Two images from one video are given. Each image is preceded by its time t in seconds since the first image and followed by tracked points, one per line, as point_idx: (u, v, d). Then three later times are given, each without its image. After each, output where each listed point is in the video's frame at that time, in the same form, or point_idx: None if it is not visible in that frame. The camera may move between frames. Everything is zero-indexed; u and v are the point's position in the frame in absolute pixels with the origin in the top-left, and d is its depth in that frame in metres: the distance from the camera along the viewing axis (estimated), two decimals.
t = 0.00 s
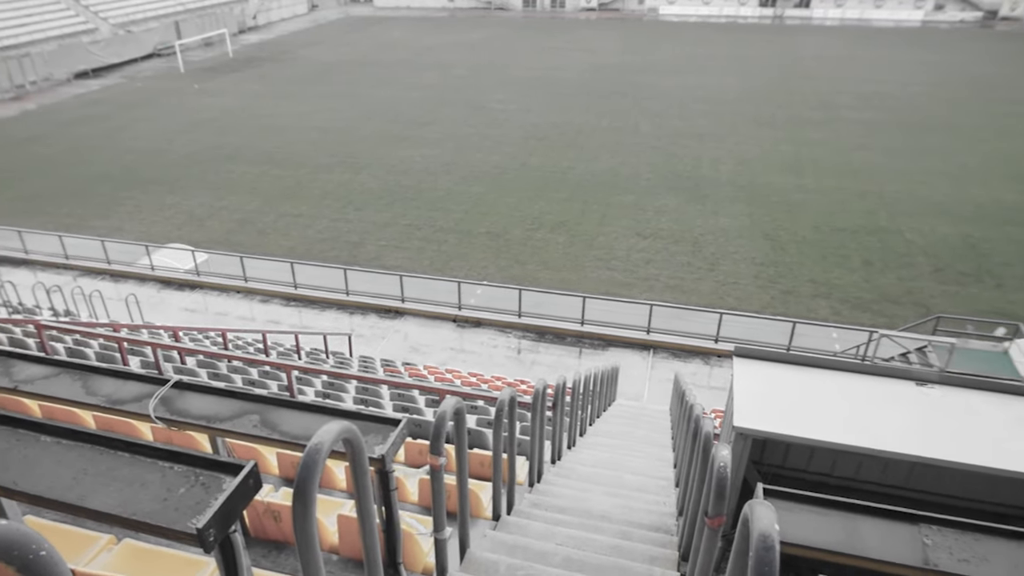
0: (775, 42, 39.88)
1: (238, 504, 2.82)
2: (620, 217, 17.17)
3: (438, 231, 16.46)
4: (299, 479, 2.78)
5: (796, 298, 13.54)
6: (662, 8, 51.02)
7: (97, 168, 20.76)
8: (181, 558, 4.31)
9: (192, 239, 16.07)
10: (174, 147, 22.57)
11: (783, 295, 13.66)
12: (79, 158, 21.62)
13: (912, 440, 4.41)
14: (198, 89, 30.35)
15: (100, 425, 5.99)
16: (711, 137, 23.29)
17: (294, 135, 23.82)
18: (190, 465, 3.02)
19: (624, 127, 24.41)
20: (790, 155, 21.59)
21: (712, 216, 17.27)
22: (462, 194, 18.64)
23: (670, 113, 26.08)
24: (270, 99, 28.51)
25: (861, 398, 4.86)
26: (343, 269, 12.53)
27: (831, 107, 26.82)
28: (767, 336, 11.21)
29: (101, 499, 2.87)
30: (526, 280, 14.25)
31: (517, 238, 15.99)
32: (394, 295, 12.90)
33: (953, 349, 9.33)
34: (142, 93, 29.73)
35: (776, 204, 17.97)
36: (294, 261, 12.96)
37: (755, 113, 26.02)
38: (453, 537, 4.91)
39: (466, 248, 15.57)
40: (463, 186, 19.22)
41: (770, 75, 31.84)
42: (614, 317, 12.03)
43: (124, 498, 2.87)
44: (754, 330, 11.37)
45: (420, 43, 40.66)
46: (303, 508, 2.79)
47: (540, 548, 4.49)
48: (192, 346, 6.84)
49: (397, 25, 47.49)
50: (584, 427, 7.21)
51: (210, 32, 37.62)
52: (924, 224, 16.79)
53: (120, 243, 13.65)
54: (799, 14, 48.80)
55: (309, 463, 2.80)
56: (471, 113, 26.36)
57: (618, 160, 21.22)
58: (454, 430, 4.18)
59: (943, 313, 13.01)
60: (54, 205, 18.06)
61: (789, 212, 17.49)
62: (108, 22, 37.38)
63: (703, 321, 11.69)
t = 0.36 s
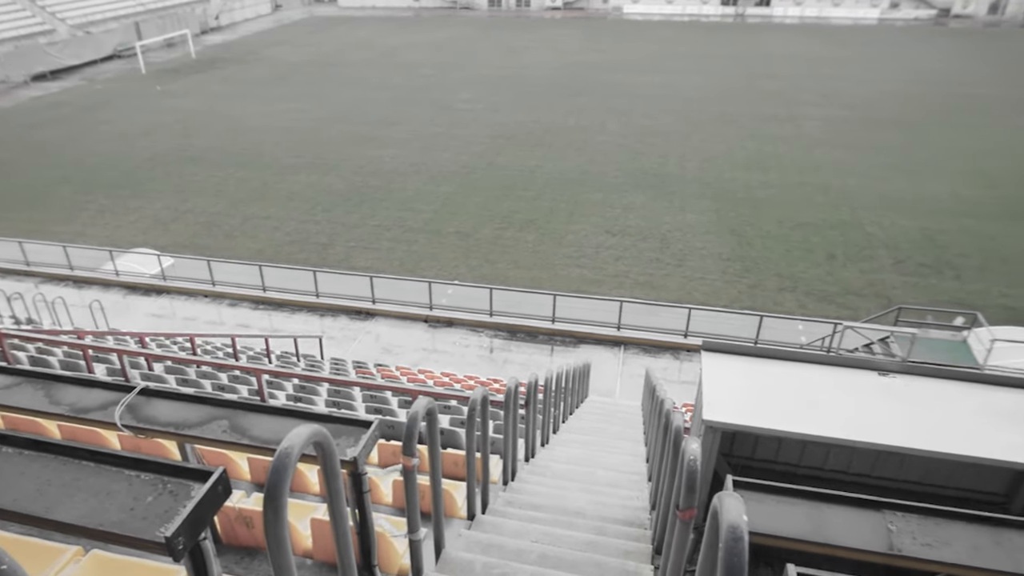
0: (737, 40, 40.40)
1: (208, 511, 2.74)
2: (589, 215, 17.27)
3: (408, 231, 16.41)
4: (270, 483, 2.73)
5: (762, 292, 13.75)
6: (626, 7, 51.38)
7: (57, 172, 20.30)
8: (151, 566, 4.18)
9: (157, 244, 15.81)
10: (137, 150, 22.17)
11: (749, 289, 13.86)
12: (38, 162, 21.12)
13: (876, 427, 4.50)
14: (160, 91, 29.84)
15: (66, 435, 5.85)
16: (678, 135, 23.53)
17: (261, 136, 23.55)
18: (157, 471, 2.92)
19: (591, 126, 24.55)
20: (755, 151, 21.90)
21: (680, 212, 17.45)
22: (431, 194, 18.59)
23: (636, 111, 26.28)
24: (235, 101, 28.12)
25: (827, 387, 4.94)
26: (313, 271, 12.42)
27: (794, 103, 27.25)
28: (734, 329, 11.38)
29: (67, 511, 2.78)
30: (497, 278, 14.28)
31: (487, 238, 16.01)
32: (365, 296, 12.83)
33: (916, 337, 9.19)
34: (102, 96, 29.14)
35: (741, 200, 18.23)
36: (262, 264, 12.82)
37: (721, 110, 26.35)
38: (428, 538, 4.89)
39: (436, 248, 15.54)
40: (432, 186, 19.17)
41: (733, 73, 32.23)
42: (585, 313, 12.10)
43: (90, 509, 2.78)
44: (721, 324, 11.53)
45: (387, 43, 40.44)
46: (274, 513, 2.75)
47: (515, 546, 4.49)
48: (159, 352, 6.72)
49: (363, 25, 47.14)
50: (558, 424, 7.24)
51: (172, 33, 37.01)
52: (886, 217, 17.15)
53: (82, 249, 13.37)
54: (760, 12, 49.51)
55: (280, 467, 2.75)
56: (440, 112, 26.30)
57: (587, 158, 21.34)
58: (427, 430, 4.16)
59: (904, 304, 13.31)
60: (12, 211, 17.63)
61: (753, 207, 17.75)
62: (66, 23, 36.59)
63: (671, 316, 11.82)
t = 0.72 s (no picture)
0: (699, 39, 40.84)
1: (177, 518, 2.66)
2: (557, 213, 17.34)
3: (376, 232, 16.33)
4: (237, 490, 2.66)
5: (729, 287, 13.93)
6: (590, 6, 51.63)
7: (14, 177, 19.80)
8: None
9: (121, 249, 15.53)
10: (97, 154, 21.73)
11: (716, 284, 14.03)
12: None
13: (840, 417, 4.58)
14: (120, 93, 29.28)
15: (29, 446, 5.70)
16: (645, 132, 23.73)
17: (227, 138, 23.25)
18: (122, 479, 2.83)
19: (556, 124, 24.65)
20: (719, 147, 22.18)
21: (647, 209, 17.61)
22: (399, 194, 18.50)
23: (602, 109, 26.45)
24: (199, 102, 27.70)
25: (793, 378, 5.01)
26: (281, 274, 12.29)
27: (757, 100, 27.64)
28: (703, 324, 11.51)
29: (30, 524, 2.69)
30: (468, 278, 14.27)
31: (456, 237, 15.99)
32: (334, 298, 12.73)
33: (877, 327, 9.27)
34: (60, 98, 28.50)
35: (704, 196, 18.43)
36: (230, 268, 12.66)
37: (687, 108, 26.63)
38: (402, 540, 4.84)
39: (405, 249, 15.49)
40: (400, 186, 19.10)
41: (696, 71, 32.58)
42: (555, 311, 12.15)
43: (54, 521, 2.69)
44: (689, 319, 11.65)
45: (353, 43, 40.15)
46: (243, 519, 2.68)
47: (489, 545, 4.48)
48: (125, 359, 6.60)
49: (326, 25, 46.71)
50: (530, 422, 7.26)
51: (131, 34, 36.34)
52: (848, 211, 17.48)
53: (42, 254, 13.07)
54: (721, 11, 50.08)
55: (248, 473, 2.68)
56: (407, 112, 26.20)
57: (555, 156, 21.42)
58: (399, 432, 4.13)
59: (865, 296, 13.59)
60: None
61: (718, 203, 17.98)
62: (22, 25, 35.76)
63: (641, 312, 11.92)
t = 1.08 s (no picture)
0: (663, 37, 41.19)
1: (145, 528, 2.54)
2: (526, 212, 17.38)
3: (345, 233, 16.23)
4: (207, 498, 2.55)
5: (696, 282, 14.10)
6: (555, 5, 51.73)
7: None
8: None
9: (83, 254, 15.23)
10: (57, 158, 21.27)
11: (685, 280, 14.19)
12: None
13: (806, 407, 4.66)
14: (79, 96, 28.67)
15: None
16: (612, 130, 23.89)
17: (192, 140, 22.92)
18: (87, 489, 2.69)
19: (523, 123, 24.71)
20: (685, 145, 22.42)
21: (614, 207, 17.74)
22: (367, 195, 18.41)
23: (570, 108, 26.57)
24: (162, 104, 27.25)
25: (760, 371, 5.08)
26: (249, 277, 12.16)
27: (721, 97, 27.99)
28: (672, 319, 11.63)
29: None
30: (438, 278, 14.25)
31: (425, 237, 15.97)
32: (304, 300, 12.63)
33: (841, 320, 9.34)
34: (17, 102, 27.82)
35: (670, 193, 18.61)
36: (196, 272, 12.49)
37: (653, 105, 26.89)
38: (376, 542, 4.79)
39: (375, 250, 15.43)
40: (368, 186, 19.01)
41: (662, 69, 32.87)
42: (526, 309, 12.19)
43: (15, 534, 2.55)
44: (658, 314, 11.77)
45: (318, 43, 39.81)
46: (213, 527, 2.58)
47: (465, 543, 4.47)
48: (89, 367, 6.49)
49: (291, 25, 46.21)
50: (504, 420, 7.28)
51: (90, 35, 35.61)
52: (811, 205, 17.79)
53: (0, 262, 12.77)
54: (683, 10, 50.51)
55: (218, 480, 2.56)
56: (375, 113, 26.06)
57: (524, 155, 21.47)
58: (371, 433, 4.10)
59: (829, 288, 13.84)
60: None
61: (684, 199, 18.18)
62: None
63: (611, 309, 12.01)
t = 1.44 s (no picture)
0: (627, 36, 41.50)
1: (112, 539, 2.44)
2: (494, 211, 17.39)
3: (313, 235, 16.09)
4: (175, 504, 2.46)
5: (664, 278, 14.25)
6: (520, 5, 51.76)
7: None
8: None
9: (43, 260, 14.89)
10: (14, 162, 20.75)
11: (653, 276, 14.32)
12: None
13: (774, 399, 4.74)
14: (37, 98, 27.98)
15: None
16: (579, 129, 24.01)
17: (156, 143, 22.54)
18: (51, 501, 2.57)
19: (491, 122, 24.74)
20: (652, 142, 22.64)
21: (583, 205, 17.84)
22: (334, 196, 18.28)
23: (538, 107, 26.66)
24: (124, 107, 26.71)
25: (729, 364, 5.15)
26: (217, 281, 11.99)
27: (687, 95, 28.25)
28: (642, 315, 11.73)
29: None
30: (408, 278, 14.21)
31: (394, 238, 15.92)
32: (273, 304, 12.51)
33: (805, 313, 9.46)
34: None
35: (638, 190, 18.77)
36: (162, 277, 12.29)
37: (620, 104, 27.10)
38: (350, 545, 4.75)
39: (344, 251, 15.33)
40: (336, 188, 18.87)
41: (628, 67, 33.09)
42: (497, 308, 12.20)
43: None
44: (629, 310, 11.86)
45: (283, 44, 39.38)
46: (182, 533, 2.50)
47: (440, 543, 4.45)
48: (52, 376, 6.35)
49: (253, 25, 45.60)
50: (477, 419, 7.29)
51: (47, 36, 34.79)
52: (774, 201, 18.06)
53: None
54: (646, 9, 50.87)
55: (185, 486, 2.48)
56: (343, 113, 25.88)
57: (493, 154, 21.49)
58: (342, 436, 4.03)
59: (794, 282, 14.07)
60: None
61: (650, 197, 18.32)
62: None
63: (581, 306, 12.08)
